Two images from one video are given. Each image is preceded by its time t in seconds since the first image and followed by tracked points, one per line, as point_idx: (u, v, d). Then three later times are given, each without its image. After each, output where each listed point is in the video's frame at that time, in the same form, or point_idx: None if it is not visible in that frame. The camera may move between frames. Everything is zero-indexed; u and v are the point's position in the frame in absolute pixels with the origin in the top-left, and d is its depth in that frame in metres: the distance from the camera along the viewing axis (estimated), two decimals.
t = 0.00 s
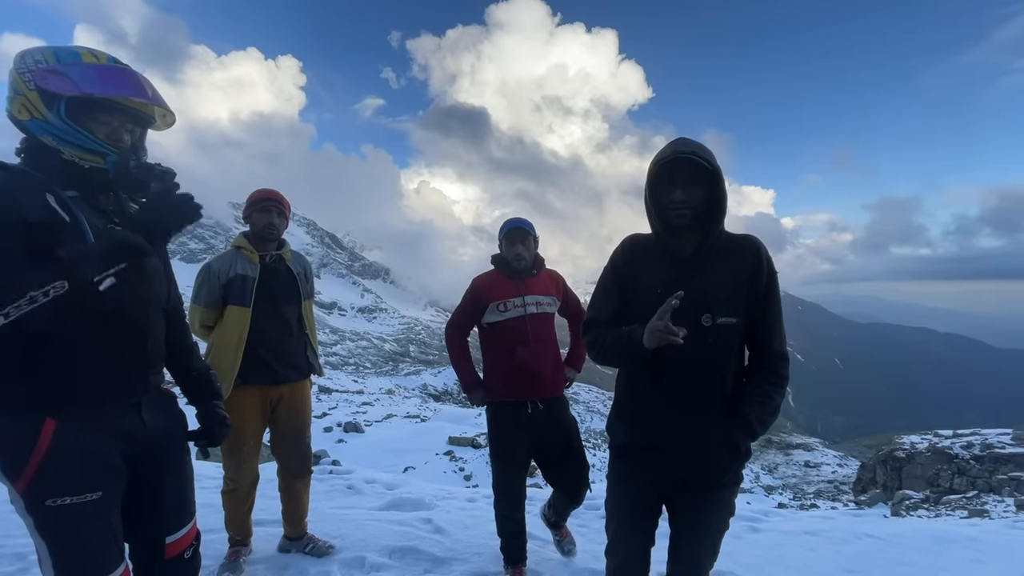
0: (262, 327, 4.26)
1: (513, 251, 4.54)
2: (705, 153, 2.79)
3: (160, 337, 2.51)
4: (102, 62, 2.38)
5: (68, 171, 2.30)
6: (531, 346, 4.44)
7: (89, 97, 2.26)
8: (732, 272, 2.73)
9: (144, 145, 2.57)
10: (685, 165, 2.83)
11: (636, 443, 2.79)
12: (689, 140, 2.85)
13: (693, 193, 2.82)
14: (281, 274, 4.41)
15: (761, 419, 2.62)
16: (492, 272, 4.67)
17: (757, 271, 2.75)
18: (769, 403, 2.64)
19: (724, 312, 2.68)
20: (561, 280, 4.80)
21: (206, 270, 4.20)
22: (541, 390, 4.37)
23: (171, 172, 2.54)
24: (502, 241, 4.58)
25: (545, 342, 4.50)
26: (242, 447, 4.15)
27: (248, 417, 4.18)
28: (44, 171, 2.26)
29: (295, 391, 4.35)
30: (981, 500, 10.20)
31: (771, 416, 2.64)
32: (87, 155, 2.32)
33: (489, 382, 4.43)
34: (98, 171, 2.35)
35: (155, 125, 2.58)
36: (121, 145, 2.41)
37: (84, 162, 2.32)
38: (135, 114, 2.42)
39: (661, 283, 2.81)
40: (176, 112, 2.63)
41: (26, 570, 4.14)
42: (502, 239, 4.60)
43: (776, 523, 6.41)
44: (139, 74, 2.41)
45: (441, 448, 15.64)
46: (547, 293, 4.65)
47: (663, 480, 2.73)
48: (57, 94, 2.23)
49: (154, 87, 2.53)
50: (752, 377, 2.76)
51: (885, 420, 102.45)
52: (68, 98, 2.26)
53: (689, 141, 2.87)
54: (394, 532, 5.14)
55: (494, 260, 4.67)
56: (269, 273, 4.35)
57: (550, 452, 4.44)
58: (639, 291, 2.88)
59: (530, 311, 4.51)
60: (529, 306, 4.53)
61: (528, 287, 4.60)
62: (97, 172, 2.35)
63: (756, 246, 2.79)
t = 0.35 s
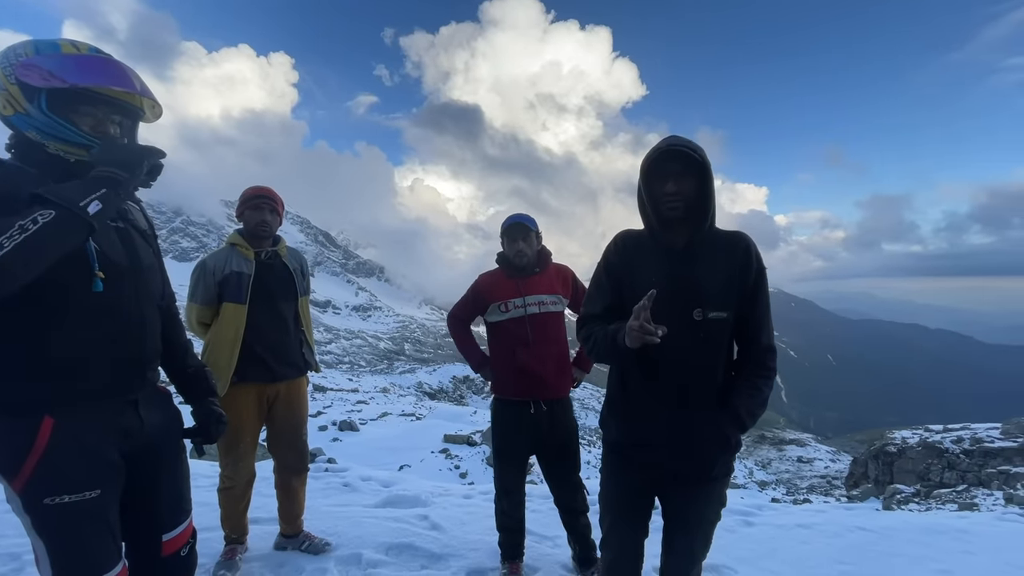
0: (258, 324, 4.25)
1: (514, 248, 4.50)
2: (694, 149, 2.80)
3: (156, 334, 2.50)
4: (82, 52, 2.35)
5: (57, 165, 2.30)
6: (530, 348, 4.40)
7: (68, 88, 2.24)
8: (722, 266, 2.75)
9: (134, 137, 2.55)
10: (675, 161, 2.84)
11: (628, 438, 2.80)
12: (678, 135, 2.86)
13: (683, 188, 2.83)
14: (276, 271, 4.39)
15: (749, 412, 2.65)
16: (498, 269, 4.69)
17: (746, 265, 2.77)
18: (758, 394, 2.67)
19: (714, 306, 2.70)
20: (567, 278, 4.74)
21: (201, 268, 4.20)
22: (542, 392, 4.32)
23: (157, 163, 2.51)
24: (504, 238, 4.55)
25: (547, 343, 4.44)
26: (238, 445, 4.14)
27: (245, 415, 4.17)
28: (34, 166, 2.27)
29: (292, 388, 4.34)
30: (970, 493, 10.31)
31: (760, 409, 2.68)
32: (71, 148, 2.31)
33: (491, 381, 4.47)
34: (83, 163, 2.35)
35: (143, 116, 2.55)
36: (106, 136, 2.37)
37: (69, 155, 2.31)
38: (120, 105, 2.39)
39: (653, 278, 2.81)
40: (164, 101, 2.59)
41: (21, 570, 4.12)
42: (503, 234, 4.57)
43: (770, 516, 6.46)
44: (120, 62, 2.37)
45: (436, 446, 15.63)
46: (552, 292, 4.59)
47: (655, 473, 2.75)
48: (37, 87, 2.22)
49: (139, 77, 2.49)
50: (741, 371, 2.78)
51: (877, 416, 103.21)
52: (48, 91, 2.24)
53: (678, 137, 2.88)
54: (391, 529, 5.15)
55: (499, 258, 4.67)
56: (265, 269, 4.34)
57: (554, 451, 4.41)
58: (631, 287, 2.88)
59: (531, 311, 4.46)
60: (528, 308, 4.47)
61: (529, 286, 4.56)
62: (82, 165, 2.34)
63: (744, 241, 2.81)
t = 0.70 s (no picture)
0: (258, 321, 4.25)
1: (529, 245, 4.50)
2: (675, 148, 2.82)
3: (156, 331, 2.51)
4: (75, 46, 2.35)
5: (53, 161, 2.31)
6: (539, 347, 4.39)
7: (60, 82, 2.24)
8: (706, 261, 2.76)
9: (130, 132, 2.54)
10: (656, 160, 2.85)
11: (619, 434, 2.82)
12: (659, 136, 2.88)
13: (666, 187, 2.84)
14: (277, 268, 4.39)
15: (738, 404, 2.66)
16: (511, 266, 4.69)
17: (731, 259, 2.78)
18: (747, 386, 2.68)
19: (698, 300, 2.71)
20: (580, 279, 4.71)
21: (202, 264, 4.21)
22: (547, 390, 4.32)
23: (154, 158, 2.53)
24: (519, 235, 4.55)
25: (556, 342, 4.42)
26: (239, 442, 4.15)
27: (246, 413, 4.18)
28: (32, 162, 2.28)
29: (293, 386, 4.35)
30: (968, 490, 10.34)
31: (749, 400, 2.69)
32: (66, 142, 2.31)
33: (499, 380, 4.46)
34: (79, 158, 2.35)
35: (138, 109, 2.54)
36: (100, 130, 2.37)
37: (65, 150, 2.31)
38: (114, 98, 2.38)
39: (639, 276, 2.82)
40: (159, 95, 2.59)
41: (21, 566, 4.14)
42: (519, 231, 4.57)
43: (769, 513, 6.48)
44: (113, 56, 2.36)
45: (436, 443, 15.65)
46: (563, 292, 4.57)
47: (647, 468, 2.77)
48: (30, 82, 2.22)
49: (132, 70, 2.48)
50: (728, 363, 2.79)
51: (876, 413, 103.40)
52: (41, 85, 2.24)
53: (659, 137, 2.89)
54: (390, 526, 5.16)
55: (512, 255, 4.67)
56: (265, 266, 4.34)
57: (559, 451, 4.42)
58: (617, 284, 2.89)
59: (541, 310, 4.46)
60: (538, 306, 4.47)
61: (541, 285, 4.55)
62: (78, 160, 2.34)
63: (728, 237, 2.82)
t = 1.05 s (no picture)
0: (261, 318, 4.26)
1: (533, 242, 4.50)
2: (657, 148, 2.84)
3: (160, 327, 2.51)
4: (76, 42, 2.34)
5: (55, 157, 2.31)
6: (540, 344, 4.39)
7: (61, 78, 2.23)
8: (689, 258, 2.81)
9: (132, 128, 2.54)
10: (639, 159, 2.86)
11: (611, 431, 2.80)
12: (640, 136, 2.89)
13: (650, 185, 2.86)
14: (279, 265, 4.39)
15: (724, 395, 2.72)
16: (514, 263, 4.68)
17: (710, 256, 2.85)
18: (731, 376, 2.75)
19: (683, 295, 2.76)
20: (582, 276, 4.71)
21: (204, 260, 4.21)
22: (549, 388, 4.32)
23: (155, 154, 2.51)
24: (523, 232, 4.55)
25: (557, 340, 4.42)
26: (243, 437, 4.16)
27: (250, 408, 4.19)
28: (36, 158, 2.28)
29: (296, 382, 4.36)
30: (968, 487, 10.35)
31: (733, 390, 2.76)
32: (68, 138, 2.31)
33: (500, 377, 4.47)
34: (81, 154, 2.35)
35: (140, 106, 2.53)
36: (102, 126, 2.36)
37: (66, 146, 2.31)
38: (115, 94, 2.37)
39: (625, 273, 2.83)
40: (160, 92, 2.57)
41: (28, 560, 4.16)
42: (523, 228, 4.56)
43: (770, 509, 6.49)
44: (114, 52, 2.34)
45: (438, 439, 15.67)
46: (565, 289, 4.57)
47: (639, 463, 2.78)
48: (31, 78, 2.21)
49: (134, 66, 2.46)
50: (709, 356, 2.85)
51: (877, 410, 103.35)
52: (43, 82, 2.23)
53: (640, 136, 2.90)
54: (393, 521, 5.18)
55: (515, 252, 4.67)
56: (268, 263, 4.34)
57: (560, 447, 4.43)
58: (602, 282, 2.88)
59: (544, 307, 4.46)
60: (540, 304, 4.47)
61: (544, 282, 4.55)
62: (79, 156, 2.34)
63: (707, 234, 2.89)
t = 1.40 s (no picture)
0: (265, 311, 4.26)
1: (533, 236, 4.49)
2: (642, 146, 2.88)
3: (164, 319, 2.51)
4: (81, 34, 2.33)
5: (59, 148, 2.30)
6: (542, 338, 4.38)
7: (66, 69, 2.22)
8: (677, 252, 2.86)
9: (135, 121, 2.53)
10: (624, 157, 2.88)
11: (609, 425, 2.79)
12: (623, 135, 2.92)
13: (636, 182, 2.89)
14: (283, 258, 4.39)
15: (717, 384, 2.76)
16: (515, 257, 4.67)
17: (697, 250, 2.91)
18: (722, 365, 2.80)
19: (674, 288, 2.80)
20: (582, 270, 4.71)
21: (209, 253, 4.21)
22: (551, 381, 4.31)
23: (159, 146, 2.52)
24: (523, 226, 4.53)
25: (558, 333, 4.42)
26: (248, 429, 4.18)
27: (254, 400, 4.21)
28: (40, 150, 2.27)
29: (300, 374, 4.38)
30: (972, 484, 10.32)
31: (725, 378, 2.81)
32: (72, 130, 2.30)
33: (502, 371, 4.47)
34: (85, 146, 2.34)
35: (143, 99, 2.53)
36: (107, 118, 2.36)
37: (71, 138, 2.31)
38: (119, 86, 2.37)
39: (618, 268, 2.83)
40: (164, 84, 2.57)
41: (37, 547, 4.20)
42: (522, 222, 4.55)
43: (773, 504, 6.49)
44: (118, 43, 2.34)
45: (441, 431, 15.72)
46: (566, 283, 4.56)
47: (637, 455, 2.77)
48: (36, 70, 2.21)
49: (138, 58, 2.47)
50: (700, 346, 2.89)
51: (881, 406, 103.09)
52: (48, 73, 2.23)
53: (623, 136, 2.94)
54: (397, 512, 5.20)
55: (515, 246, 4.66)
56: (272, 256, 4.34)
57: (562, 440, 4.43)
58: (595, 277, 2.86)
59: (545, 301, 4.45)
60: (541, 297, 4.46)
61: (544, 275, 4.54)
62: (84, 148, 2.34)
63: (692, 229, 2.95)
